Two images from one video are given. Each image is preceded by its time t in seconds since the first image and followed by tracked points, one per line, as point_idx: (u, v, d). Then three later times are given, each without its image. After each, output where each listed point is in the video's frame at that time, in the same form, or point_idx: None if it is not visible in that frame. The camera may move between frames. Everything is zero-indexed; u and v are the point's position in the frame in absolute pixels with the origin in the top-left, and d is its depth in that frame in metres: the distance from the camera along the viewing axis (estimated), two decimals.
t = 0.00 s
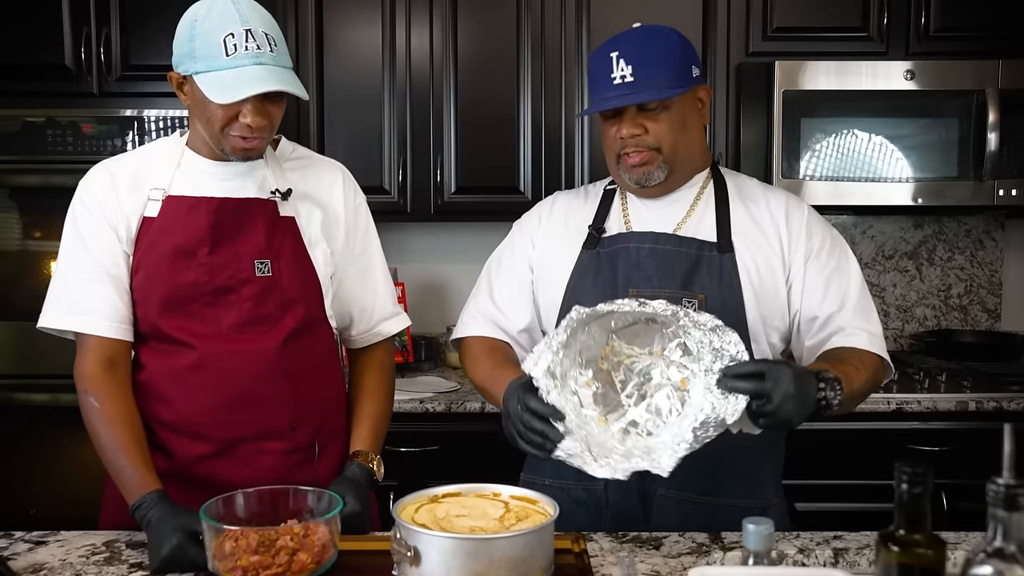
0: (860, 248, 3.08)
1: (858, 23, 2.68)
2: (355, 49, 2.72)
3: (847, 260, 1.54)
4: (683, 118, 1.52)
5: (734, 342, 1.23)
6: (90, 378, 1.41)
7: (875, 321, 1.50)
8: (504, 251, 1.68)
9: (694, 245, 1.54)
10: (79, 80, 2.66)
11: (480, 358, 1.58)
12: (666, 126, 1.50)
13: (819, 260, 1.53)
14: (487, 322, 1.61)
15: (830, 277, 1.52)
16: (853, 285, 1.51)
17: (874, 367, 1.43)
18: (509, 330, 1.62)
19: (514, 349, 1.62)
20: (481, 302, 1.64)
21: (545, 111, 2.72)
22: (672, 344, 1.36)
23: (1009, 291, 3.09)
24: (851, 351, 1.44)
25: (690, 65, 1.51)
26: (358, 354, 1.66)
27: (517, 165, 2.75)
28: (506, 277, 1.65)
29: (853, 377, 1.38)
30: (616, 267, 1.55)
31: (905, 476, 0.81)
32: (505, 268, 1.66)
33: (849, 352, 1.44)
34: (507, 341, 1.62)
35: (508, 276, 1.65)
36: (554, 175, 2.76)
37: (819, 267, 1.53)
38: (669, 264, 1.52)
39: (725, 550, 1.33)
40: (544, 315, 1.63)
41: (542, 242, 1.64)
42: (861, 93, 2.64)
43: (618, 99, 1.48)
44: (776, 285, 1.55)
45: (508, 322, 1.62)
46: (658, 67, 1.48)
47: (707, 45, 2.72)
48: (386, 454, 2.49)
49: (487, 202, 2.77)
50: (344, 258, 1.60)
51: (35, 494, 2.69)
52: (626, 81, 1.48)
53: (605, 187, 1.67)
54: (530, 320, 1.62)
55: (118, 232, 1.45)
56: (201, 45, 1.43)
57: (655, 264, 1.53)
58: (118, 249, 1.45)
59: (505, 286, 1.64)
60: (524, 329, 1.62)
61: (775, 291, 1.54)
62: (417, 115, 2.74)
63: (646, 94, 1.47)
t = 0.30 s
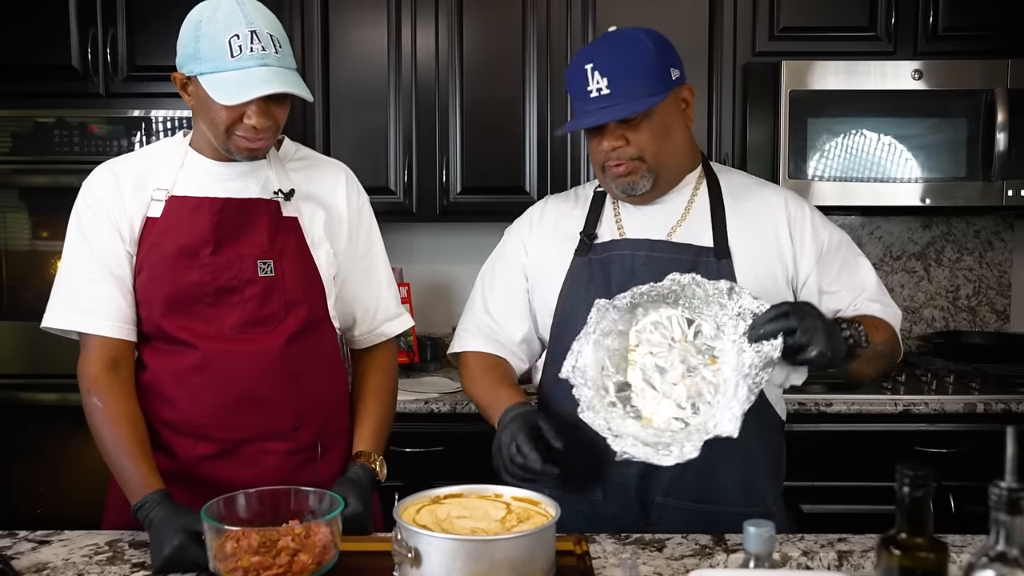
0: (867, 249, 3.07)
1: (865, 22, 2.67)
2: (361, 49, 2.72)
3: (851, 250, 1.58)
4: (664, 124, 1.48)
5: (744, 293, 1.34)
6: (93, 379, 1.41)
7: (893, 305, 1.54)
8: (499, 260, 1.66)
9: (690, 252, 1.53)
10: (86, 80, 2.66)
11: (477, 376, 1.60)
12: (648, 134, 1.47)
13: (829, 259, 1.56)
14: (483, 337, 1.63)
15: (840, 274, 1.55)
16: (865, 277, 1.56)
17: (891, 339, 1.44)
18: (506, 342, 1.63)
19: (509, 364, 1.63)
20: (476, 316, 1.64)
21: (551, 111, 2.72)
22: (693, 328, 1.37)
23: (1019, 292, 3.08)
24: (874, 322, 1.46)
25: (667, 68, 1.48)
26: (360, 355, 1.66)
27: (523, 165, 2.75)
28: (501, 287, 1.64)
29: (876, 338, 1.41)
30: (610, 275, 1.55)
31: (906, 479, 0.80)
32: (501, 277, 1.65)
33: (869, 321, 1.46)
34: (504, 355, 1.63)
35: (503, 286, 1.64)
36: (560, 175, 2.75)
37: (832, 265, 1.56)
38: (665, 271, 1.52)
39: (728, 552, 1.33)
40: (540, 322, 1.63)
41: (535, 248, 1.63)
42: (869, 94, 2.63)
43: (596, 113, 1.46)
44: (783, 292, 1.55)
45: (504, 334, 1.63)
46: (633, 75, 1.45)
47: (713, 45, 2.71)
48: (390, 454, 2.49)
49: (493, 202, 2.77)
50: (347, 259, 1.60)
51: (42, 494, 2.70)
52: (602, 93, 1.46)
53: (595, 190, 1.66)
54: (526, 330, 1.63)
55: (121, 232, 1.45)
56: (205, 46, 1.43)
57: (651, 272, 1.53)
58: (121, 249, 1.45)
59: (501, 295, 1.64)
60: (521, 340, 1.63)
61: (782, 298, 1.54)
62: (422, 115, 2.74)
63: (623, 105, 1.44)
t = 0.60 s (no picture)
0: (879, 249, 3.05)
1: (878, 20, 2.65)
2: (370, 48, 2.71)
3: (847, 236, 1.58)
4: (651, 120, 1.47)
5: (733, 300, 1.24)
6: (100, 376, 1.41)
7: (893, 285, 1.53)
8: (498, 259, 1.63)
9: (694, 249, 1.53)
10: (95, 79, 2.66)
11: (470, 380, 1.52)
12: (635, 131, 1.46)
13: (826, 243, 1.55)
14: (483, 337, 1.58)
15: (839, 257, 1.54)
16: (863, 259, 1.54)
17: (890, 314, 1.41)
18: (506, 342, 1.60)
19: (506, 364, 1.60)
20: (475, 316, 1.60)
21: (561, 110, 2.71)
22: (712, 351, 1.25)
23: None
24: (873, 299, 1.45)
25: (648, 62, 1.47)
26: (367, 353, 1.65)
27: (532, 164, 2.74)
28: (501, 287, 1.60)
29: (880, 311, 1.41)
30: (613, 275, 1.53)
31: (917, 478, 0.79)
32: (499, 277, 1.62)
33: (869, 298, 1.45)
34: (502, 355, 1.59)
35: (502, 287, 1.60)
36: (570, 175, 2.74)
37: (830, 249, 1.55)
38: (670, 269, 1.52)
39: (736, 553, 1.31)
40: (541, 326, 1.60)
41: (533, 250, 1.60)
42: (882, 92, 2.61)
43: (580, 113, 1.45)
44: (786, 281, 1.54)
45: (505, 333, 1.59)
46: (614, 72, 1.44)
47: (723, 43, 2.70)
48: (399, 454, 2.49)
49: (503, 202, 2.76)
50: (353, 256, 1.59)
51: (52, 492, 2.70)
52: (585, 93, 1.44)
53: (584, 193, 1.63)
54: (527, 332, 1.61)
55: (128, 229, 1.45)
56: (213, 43, 1.42)
57: (659, 271, 1.52)
58: (128, 246, 1.45)
59: (499, 293, 1.60)
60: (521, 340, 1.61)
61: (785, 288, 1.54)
62: (431, 115, 2.73)
63: (606, 104, 1.43)
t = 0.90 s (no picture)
0: (896, 248, 3.02)
1: (896, 17, 2.62)
2: (384, 46, 2.71)
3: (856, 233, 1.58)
4: (665, 112, 1.47)
5: (752, 309, 1.21)
6: (110, 373, 1.41)
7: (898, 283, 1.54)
8: (497, 259, 1.60)
9: (710, 246, 1.51)
10: (110, 78, 2.67)
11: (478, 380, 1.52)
12: (650, 122, 1.45)
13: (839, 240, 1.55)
14: (484, 341, 1.56)
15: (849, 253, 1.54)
16: (871, 257, 1.55)
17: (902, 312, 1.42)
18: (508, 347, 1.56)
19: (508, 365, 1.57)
20: (474, 321, 1.58)
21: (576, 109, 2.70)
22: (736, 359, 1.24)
23: None
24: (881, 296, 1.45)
25: (661, 54, 1.46)
26: (379, 352, 1.64)
27: (547, 163, 2.73)
28: (501, 292, 1.58)
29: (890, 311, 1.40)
30: (627, 275, 1.51)
31: (931, 477, 0.78)
32: (503, 278, 1.59)
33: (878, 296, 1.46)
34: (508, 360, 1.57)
35: (509, 290, 1.58)
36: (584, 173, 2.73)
37: (841, 246, 1.55)
38: (688, 268, 1.50)
39: (749, 553, 1.30)
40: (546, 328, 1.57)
41: (537, 252, 1.57)
42: (901, 90, 2.58)
43: (594, 106, 1.44)
44: (800, 275, 1.53)
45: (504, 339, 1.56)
46: (629, 64, 1.43)
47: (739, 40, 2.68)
48: (412, 453, 2.48)
49: (516, 200, 2.75)
50: (363, 253, 1.58)
51: (67, 490, 2.71)
52: (600, 85, 1.43)
53: (593, 187, 1.61)
54: (529, 337, 1.57)
55: (139, 226, 1.45)
56: (221, 39, 1.42)
57: (676, 269, 1.50)
58: (139, 243, 1.44)
59: (503, 297, 1.58)
60: (526, 346, 1.57)
61: (798, 283, 1.52)
62: (445, 114, 2.73)
63: (622, 95, 1.42)
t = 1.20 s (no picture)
0: (918, 247, 2.99)
1: (918, 12, 2.59)
2: (401, 44, 2.71)
3: (879, 233, 1.55)
4: (684, 106, 1.45)
5: (762, 347, 1.18)
6: (123, 369, 1.41)
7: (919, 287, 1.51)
8: (509, 252, 1.60)
9: (727, 241, 1.49)
10: (127, 77, 2.68)
11: (484, 365, 1.54)
12: (668, 117, 1.44)
13: (860, 237, 1.52)
14: (490, 332, 1.58)
15: (870, 256, 1.51)
16: (891, 258, 1.52)
17: (921, 323, 1.41)
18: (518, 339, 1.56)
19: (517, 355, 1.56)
20: (483, 314, 1.59)
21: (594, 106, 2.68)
22: (761, 404, 1.17)
23: None
24: (902, 309, 1.44)
25: (681, 48, 1.45)
26: (392, 348, 1.64)
27: (564, 161, 2.71)
28: (511, 288, 1.57)
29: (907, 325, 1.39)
30: (643, 271, 1.50)
31: (945, 475, 0.76)
32: (515, 274, 1.58)
33: (896, 309, 1.44)
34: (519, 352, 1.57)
35: (523, 285, 1.57)
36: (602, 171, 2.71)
37: (861, 243, 1.52)
38: (705, 263, 1.48)
39: (764, 553, 1.28)
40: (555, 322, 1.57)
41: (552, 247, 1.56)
42: (924, 86, 2.55)
43: (612, 99, 1.42)
44: (817, 270, 1.50)
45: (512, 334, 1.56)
46: (647, 58, 1.42)
47: (758, 37, 2.66)
48: (429, 452, 2.47)
49: (534, 199, 2.74)
50: (377, 249, 1.58)
51: (85, 487, 2.71)
52: (618, 78, 1.42)
53: (610, 180, 1.60)
54: (534, 330, 1.57)
55: (151, 222, 1.45)
56: (234, 35, 1.42)
57: (692, 265, 1.48)
58: (152, 239, 1.44)
59: (514, 289, 1.58)
60: (530, 340, 1.57)
61: (816, 280, 1.50)
62: (462, 112, 2.72)
63: (641, 89, 1.41)
